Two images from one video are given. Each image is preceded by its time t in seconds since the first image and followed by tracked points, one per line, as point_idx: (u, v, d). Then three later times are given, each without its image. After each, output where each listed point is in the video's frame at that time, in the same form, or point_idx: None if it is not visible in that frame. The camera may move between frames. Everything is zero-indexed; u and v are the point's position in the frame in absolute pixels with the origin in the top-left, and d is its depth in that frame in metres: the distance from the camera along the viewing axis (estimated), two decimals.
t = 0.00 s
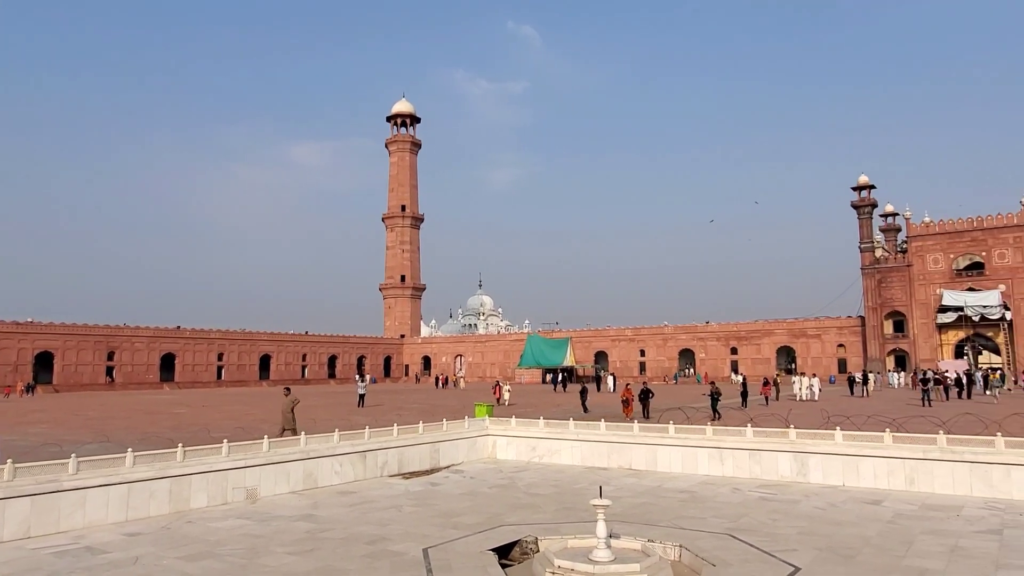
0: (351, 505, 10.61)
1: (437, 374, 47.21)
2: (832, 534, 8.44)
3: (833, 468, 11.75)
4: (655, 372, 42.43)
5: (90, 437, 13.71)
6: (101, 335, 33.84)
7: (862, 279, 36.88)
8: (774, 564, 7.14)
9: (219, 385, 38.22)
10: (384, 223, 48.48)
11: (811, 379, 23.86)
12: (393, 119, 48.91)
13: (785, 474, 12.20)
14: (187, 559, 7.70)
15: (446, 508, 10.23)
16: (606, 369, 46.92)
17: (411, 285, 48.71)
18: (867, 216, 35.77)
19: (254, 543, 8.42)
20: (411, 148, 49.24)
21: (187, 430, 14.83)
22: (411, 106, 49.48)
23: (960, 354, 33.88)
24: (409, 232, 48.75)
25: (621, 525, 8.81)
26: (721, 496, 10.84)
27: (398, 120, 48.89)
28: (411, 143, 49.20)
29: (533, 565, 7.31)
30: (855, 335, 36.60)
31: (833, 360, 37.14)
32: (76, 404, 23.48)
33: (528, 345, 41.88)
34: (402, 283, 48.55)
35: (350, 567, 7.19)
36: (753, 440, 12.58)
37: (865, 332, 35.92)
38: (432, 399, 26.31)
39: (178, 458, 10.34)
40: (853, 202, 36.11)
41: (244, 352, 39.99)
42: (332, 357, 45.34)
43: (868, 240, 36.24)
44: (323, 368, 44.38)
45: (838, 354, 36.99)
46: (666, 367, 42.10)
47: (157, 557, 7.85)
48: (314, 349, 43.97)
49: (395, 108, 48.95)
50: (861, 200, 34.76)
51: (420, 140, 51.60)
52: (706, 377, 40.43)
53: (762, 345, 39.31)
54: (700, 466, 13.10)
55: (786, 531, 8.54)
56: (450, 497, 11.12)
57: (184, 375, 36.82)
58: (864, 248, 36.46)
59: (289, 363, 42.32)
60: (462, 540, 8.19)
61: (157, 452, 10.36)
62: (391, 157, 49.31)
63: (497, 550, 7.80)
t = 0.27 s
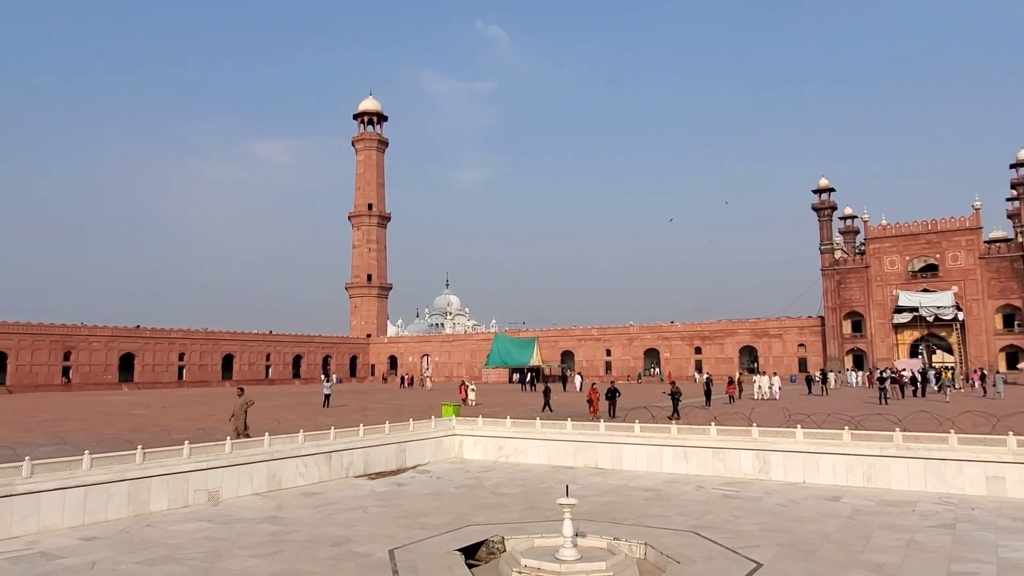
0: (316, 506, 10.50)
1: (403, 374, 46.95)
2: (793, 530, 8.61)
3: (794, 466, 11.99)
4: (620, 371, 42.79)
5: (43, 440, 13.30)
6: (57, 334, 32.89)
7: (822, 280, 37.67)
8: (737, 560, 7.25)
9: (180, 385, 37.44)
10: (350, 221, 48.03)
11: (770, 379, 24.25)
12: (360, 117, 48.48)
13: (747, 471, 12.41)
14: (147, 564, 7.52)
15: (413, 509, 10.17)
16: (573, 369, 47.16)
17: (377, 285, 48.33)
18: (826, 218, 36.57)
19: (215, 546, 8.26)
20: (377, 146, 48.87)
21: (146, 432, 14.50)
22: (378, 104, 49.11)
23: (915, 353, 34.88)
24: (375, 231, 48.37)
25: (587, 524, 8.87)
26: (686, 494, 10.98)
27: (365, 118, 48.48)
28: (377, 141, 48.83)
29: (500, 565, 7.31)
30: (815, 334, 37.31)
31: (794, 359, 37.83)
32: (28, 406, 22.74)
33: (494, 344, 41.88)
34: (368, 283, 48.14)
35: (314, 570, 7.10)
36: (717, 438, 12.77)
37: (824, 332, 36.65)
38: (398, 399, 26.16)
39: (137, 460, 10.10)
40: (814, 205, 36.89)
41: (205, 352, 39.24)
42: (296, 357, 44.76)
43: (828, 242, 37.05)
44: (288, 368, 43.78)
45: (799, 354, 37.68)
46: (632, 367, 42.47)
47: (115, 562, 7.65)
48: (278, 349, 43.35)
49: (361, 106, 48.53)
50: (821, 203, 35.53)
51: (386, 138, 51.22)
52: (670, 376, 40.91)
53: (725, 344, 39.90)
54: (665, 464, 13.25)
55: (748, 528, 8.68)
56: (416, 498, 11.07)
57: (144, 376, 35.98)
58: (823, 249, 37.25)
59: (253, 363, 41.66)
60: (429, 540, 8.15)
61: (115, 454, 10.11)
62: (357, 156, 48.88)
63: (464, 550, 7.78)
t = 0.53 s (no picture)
0: (277, 508, 10.35)
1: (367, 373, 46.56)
2: (751, 526, 8.78)
3: (754, 463, 12.23)
4: (584, 370, 43.10)
5: None
6: (6, 333, 31.78)
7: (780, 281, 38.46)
8: (698, 557, 7.37)
9: (137, 385, 36.50)
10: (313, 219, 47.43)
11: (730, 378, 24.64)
12: (323, 114, 47.90)
13: (708, 469, 12.61)
14: (101, 569, 7.32)
15: (376, 509, 10.10)
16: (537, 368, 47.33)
17: (341, 283, 47.82)
18: (785, 220, 37.36)
19: (173, 549, 8.09)
20: (341, 143, 48.34)
21: (100, 433, 14.12)
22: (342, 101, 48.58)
23: (869, 352, 35.83)
24: (339, 229, 47.84)
25: (551, 523, 8.91)
26: (648, 492, 11.11)
27: (328, 115, 47.92)
28: (341, 138, 48.30)
29: (464, 565, 7.30)
30: (773, 334, 38.06)
31: (754, 359, 38.52)
32: None
33: (458, 343, 41.79)
34: (331, 281, 47.61)
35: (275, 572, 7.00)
36: (678, 436, 12.95)
37: (782, 332, 37.41)
38: (360, 398, 25.92)
39: (92, 462, 9.83)
40: (773, 207, 37.65)
41: (163, 352, 38.35)
42: (257, 357, 44.02)
43: (786, 244, 37.84)
44: (249, 368, 43.03)
45: (758, 353, 38.38)
46: (596, 366, 42.80)
47: (68, 567, 7.44)
48: (238, 348, 42.58)
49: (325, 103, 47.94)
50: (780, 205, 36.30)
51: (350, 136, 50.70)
52: (633, 375, 41.35)
53: (687, 344, 40.47)
54: (628, 462, 13.39)
55: (709, 525, 8.83)
56: (379, 498, 10.99)
57: (98, 376, 34.99)
58: (782, 251, 38.04)
59: (212, 363, 40.84)
60: (392, 541, 8.10)
61: (67, 456, 9.81)
62: (320, 153, 48.28)
63: (427, 550, 7.75)
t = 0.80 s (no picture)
0: (235, 511, 10.16)
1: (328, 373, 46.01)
2: (710, 524, 8.94)
3: (712, 461, 12.45)
4: (547, 370, 43.30)
5: None
6: None
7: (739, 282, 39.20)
8: (658, 554, 7.47)
9: (89, 387, 35.41)
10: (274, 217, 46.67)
11: (688, 377, 25.01)
12: (285, 111, 47.16)
13: (668, 468, 12.79)
14: None
15: (336, 511, 10.00)
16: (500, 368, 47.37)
17: (302, 283, 47.16)
18: (744, 223, 38.10)
19: (126, 554, 7.89)
20: (303, 141, 47.66)
21: (50, 436, 13.68)
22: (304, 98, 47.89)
23: (824, 352, 36.75)
24: (300, 227, 47.16)
25: (513, 522, 8.94)
26: (609, 491, 11.22)
27: (290, 112, 47.20)
28: (303, 136, 47.61)
29: (425, 565, 7.28)
30: (732, 334, 38.76)
31: (713, 358, 39.18)
32: None
33: (421, 343, 41.59)
34: (292, 281, 46.92)
35: None
36: (640, 436, 13.11)
37: (741, 332, 38.12)
38: (321, 399, 25.61)
39: (41, 465, 9.52)
40: (732, 209, 38.37)
41: (117, 352, 37.31)
42: (215, 357, 43.13)
43: (745, 246, 38.59)
44: (207, 368, 42.14)
45: (717, 353, 39.04)
46: (558, 366, 43.04)
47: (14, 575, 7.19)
48: (196, 348, 41.66)
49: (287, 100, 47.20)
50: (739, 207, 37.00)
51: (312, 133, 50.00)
52: (595, 375, 41.70)
53: (648, 344, 40.97)
54: (589, 462, 13.50)
55: (668, 523, 8.95)
56: (340, 500, 10.88)
57: (49, 377, 33.85)
58: (741, 253, 38.78)
59: (169, 363, 39.88)
60: (353, 543, 8.03)
61: (15, 460, 9.48)
62: (282, 150, 47.52)
63: (388, 551, 7.70)
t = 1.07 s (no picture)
0: (193, 513, 9.96)
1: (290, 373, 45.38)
2: (671, 521, 9.07)
3: (673, 460, 12.63)
4: (511, 370, 43.38)
5: None
6: None
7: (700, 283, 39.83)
8: (620, 552, 7.54)
9: (40, 387, 34.27)
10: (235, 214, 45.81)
11: (650, 377, 25.28)
12: (246, 106, 46.33)
13: (630, 466, 12.93)
14: None
15: (298, 512, 9.87)
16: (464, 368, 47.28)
17: (263, 281, 46.40)
18: (705, 224, 38.72)
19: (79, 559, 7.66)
20: (265, 137, 46.87)
21: None
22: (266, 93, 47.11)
23: (782, 352, 37.56)
24: (261, 225, 46.38)
25: (477, 522, 8.94)
26: (572, 490, 11.30)
27: (252, 108, 46.39)
28: (265, 132, 46.83)
29: (388, 566, 7.23)
30: (693, 334, 39.36)
31: (675, 358, 39.73)
32: None
33: (385, 343, 41.27)
34: (253, 279, 46.13)
35: None
36: (602, 435, 13.23)
37: (702, 332, 38.73)
38: (282, 399, 25.23)
39: None
40: (694, 211, 38.97)
41: (71, 351, 36.20)
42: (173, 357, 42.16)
43: (706, 247, 39.23)
44: (164, 368, 41.15)
45: (679, 353, 39.60)
46: (522, 366, 43.15)
47: None
48: (153, 348, 40.66)
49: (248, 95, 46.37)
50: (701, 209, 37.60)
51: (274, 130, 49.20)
52: (559, 375, 41.93)
53: (611, 344, 41.35)
54: (553, 461, 13.57)
55: (630, 521, 9.06)
56: (301, 501, 10.75)
57: None
58: (702, 254, 39.41)
59: (125, 363, 38.84)
60: (314, 544, 7.94)
61: None
62: (243, 146, 46.67)
63: (350, 552, 7.64)
